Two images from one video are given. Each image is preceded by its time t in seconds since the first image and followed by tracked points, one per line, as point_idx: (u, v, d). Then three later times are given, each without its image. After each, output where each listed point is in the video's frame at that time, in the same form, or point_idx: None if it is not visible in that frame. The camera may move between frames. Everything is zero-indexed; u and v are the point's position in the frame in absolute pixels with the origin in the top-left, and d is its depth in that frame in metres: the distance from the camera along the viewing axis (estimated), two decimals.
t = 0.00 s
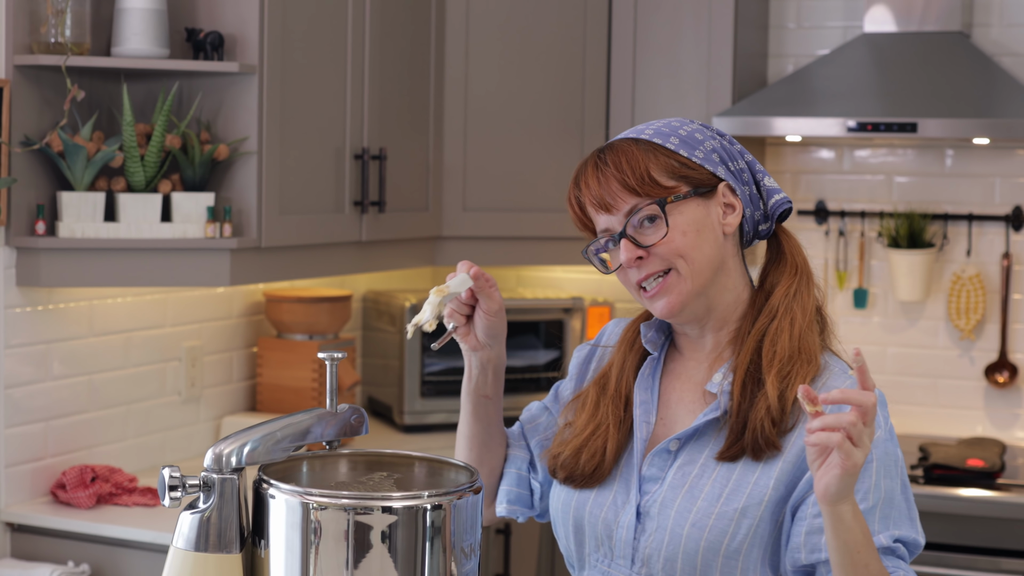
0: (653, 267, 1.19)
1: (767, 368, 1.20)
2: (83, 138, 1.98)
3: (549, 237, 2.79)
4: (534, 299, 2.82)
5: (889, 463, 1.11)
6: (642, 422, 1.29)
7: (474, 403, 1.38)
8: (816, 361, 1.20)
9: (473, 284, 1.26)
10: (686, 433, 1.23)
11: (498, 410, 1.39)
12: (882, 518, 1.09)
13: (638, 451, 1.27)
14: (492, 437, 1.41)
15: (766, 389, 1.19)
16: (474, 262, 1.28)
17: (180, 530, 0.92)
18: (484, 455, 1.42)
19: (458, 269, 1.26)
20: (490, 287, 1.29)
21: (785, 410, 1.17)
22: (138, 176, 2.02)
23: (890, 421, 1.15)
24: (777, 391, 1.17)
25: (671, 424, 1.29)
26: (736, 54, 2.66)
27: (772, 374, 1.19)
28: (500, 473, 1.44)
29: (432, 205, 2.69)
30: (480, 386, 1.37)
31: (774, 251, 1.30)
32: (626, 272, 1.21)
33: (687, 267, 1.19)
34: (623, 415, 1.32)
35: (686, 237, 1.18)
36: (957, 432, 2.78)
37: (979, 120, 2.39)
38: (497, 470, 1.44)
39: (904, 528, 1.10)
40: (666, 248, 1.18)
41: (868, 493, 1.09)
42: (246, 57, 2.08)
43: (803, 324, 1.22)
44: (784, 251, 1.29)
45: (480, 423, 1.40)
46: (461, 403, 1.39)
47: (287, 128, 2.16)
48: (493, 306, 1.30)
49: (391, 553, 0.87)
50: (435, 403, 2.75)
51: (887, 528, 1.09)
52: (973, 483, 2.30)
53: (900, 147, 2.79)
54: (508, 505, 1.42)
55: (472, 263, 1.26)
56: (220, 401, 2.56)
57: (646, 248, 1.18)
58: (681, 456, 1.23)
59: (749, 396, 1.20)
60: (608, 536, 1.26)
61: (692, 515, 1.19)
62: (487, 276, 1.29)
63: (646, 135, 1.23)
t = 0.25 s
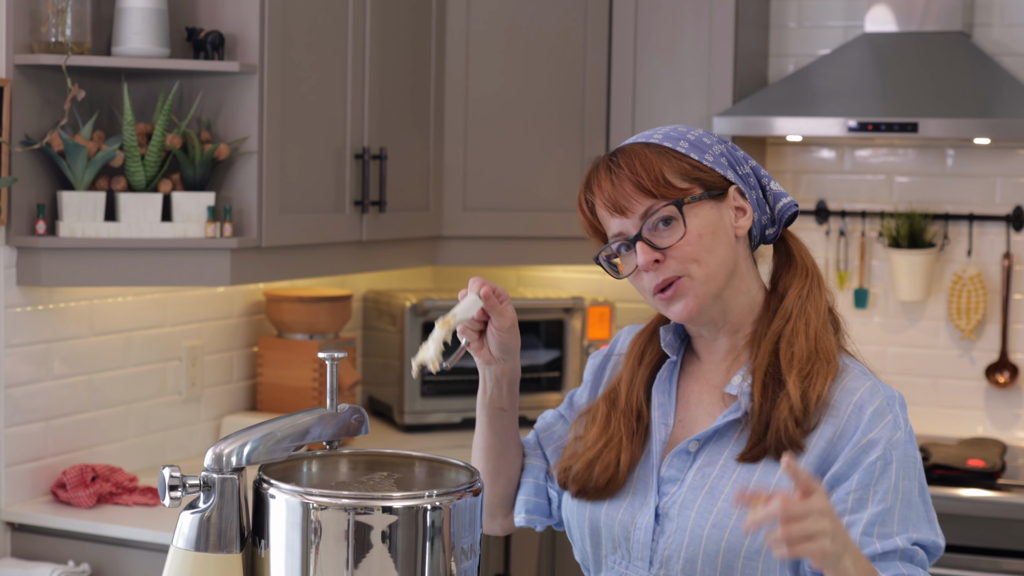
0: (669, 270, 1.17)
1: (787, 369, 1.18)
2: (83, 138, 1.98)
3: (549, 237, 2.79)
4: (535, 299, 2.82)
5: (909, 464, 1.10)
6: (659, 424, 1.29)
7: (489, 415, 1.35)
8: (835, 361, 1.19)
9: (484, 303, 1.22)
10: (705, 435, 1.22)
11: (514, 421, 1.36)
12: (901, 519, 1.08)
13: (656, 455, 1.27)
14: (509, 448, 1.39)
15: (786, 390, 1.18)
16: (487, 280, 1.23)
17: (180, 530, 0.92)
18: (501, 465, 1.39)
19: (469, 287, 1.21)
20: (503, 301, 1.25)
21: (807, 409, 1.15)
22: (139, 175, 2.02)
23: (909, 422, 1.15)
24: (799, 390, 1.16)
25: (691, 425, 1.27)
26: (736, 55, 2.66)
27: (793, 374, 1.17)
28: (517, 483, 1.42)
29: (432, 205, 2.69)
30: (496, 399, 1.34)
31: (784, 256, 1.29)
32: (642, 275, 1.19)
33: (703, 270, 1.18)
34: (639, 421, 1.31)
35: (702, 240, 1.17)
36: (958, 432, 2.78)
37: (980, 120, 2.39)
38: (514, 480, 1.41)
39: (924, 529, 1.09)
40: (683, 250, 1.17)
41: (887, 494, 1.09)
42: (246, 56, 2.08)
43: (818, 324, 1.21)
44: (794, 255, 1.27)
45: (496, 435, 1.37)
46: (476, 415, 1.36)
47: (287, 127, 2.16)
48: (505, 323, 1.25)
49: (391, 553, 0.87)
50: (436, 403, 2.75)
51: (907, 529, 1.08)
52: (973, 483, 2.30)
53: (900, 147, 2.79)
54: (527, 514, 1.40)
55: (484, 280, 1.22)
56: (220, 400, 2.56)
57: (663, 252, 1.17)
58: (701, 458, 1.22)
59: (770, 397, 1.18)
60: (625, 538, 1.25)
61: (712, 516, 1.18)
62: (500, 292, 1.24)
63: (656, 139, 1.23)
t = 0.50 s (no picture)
0: (692, 257, 1.14)
1: (795, 371, 1.16)
2: (83, 138, 1.97)
3: (550, 237, 2.79)
4: (535, 299, 2.82)
5: (917, 464, 1.09)
6: (663, 429, 1.26)
7: (501, 424, 1.33)
8: (841, 362, 1.16)
9: (496, 307, 1.23)
10: (711, 439, 1.19)
11: (525, 430, 1.34)
12: (909, 520, 1.07)
13: (658, 467, 1.23)
14: (521, 456, 1.36)
15: (794, 393, 1.15)
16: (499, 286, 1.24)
17: (180, 530, 0.92)
18: (514, 475, 1.37)
19: (482, 292, 1.23)
20: (515, 309, 1.25)
21: (816, 412, 1.13)
22: (139, 175, 2.02)
23: (916, 420, 1.13)
24: (807, 392, 1.14)
25: (695, 430, 1.25)
26: (737, 55, 2.66)
27: (801, 377, 1.15)
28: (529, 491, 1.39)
29: (432, 204, 2.68)
30: (506, 408, 1.32)
31: (783, 267, 1.26)
32: (663, 260, 1.16)
33: (724, 263, 1.15)
34: (640, 435, 1.27)
35: (726, 232, 1.15)
36: (958, 432, 2.78)
37: (980, 120, 2.39)
38: (526, 489, 1.38)
39: (933, 529, 1.08)
40: (707, 239, 1.14)
41: (894, 496, 1.07)
42: (247, 57, 2.08)
43: (822, 327, 1.19)
44: (795, 265, 1.25)
45: (507, 444, 1.35)
46: (487, 425, 1.34)
47: (287, 127, 2.16)
48: (517, 330, 1.25)
49: (391, 553, 0.88)
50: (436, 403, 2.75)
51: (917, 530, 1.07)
52: (973, 483, 2.30)
53: (900, 147, 2.79)
54: (538, 523, 1.36)
55: (496, 286, 1.23)
56: (220, 400, 2.56)
57: (685, 237, 1.15)
58: (706, 462, 1.19)
59: (777, 400, 1.16)
60: (630, 543, 1.23)
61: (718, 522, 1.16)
62: (513, 299, 1.24)
63: (679, 134, 1.23)
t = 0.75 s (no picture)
0: (708, 265, 1.14)
1: (794, 367, 1.15)
2: (83, 137, 1.97)
3: (549, 237, 2.79)
4: (535, 299, 2.82)
5: (911, 469, 1.09)
6: (662, 432, 1.25)
7: (496, 432, 1.33)
8: (839, 360, 1.16)
9: (485, 319, 1.23)
10: (709, 441, 1.20)
11: (522, 437, 1.34)
12: (898, 525, 1.08)
13: (657, 470, 1.23)
14: (519, 463, 1.36)
15: (794, 388, 1.15)
16: (488, 297, 1.24)
17: (180, 530, 0.92)
18: (511, 482, 1.36)
19: (470, 303, 1.23)
20: (505, 318, 1.26)
21: (816, 408, 1.13)
22: (139, 175, 2.01)
23: (915, 425, 1.12)
24: (807, 387, 1.13)
25: (694, 432, 1.24)
26: (736, 55, 2.66)
27: (800, 373, 1.15)
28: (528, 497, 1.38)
29: (432, 204, 2.68)
30: (501, 415, 1.32)
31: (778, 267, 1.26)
32: (677, 267, 1.15)
33: (737, 270, 1.15)
34: (638, 439, 1.27)
35: (739, 239, 1.15)
36: (958, 433, 2.78)
37: (980, 120, 2.39)
38: (526, 494, 1.38)
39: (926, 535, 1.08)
40: (723, 247, 1.14)
41: (887, 501, 1.08)
42: (246, 56, 2.08)
43: (818, 324, 1.19)
44: (791, 264, 1.25)
45: (505, 451, 1.35)
46: (483, 433, 1.34)
47: (287, 128, 2.16)
48: (506, 339, 1.25)
49: (391, 553, 0.88)
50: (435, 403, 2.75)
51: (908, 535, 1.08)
52: (973, 484, 2.30)
53: (900, 148, 2.79)
54: (538, 528, 1.36)
55: (485, 296, 1.23)
56: (219, 401, 2.55)
57: (702, 244, 1.14)
58: (704, 465, 1.20)
59: (776, 396, 1.15)
60: (628, 546, 1.23)
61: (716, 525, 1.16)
62: (503, 309, 1.25)
63: (684, 134, 1.21)
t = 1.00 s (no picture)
0: (707, 264, 1.13)
1: (793, 370, 1.16)
2: (84, 136, 1.97)
3: (549, 236, 2.79)
4: (535, 298, 2.82)
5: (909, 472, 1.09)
6: (660, 431, 1.26)
7: (493, 426, 1.33)
8: (838, 362, 1.17)
9: (481, 317, 1.20)
10: (708, 443, 1.19)
11: (518, 432, 1.35)
12: (896, 528, 1.08)
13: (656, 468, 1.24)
14: (515, 458, 1.36)
15: (793, 391, 1.15)
16: (484, 293, 1.21)
17: (180, 528, 0.92)
18: (507, 477, 1.37)
19: (466, 300, 1.20)
20: (501, 315, 1.23)
21: (815, 411, 1.13)
22: (139, 174, 2.01)
23: (913, 428, 1.12)
24: (807, 390, 1.14)
25: (691, 432, 1.24)
26: (736, 55, 2.66)
27: (800, 376, 1.15)
28: (523, 492, 1.39)
29: (432, 203, 2.69)
30: (497, 411, 1.31)
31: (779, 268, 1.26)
32: (677, 264, 1.14)
33: (737, 271, 1.15)
34: (637, 435, 1.27)
35: (741, 241, 1.15)
36: (958, 432, 2.78)
37: (980, 120, 2.39)
38: (521, 489, 1.39)
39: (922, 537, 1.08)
40: (724, 247, 1.14)
41: (885, 504, 1.08)
42: (246, 56, 2.08)
43: (818, 326, 1.20)
44: (792, 266, 1.25)
45: (500, 446, 1.35)
46: (479, 427, 1.34)
47: (287, 127, 2.16)
48: (503, 336, 1.22)
49: (391, 552, 0.88)
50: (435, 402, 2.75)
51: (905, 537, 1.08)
52: (973, 483, 2.30)
53: (900, 147, 2.79)
54: (533, 523, 1.36)
55: (482, 293, 1.20)
56: (219, 399, 2.56)
57: (704, 244, 1.14)
58: (702, 466, 1.20)
59: (774, 399, 1.16)
60: (625, 547, 1.23)
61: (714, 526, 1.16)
62: (499, 305, 1.22)
63: (691, 131, 1.21)
